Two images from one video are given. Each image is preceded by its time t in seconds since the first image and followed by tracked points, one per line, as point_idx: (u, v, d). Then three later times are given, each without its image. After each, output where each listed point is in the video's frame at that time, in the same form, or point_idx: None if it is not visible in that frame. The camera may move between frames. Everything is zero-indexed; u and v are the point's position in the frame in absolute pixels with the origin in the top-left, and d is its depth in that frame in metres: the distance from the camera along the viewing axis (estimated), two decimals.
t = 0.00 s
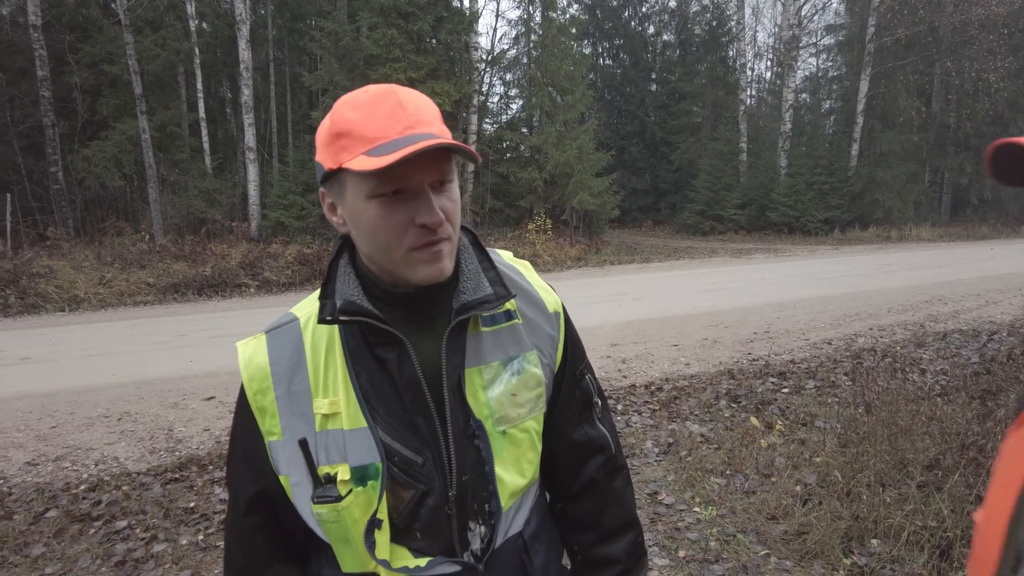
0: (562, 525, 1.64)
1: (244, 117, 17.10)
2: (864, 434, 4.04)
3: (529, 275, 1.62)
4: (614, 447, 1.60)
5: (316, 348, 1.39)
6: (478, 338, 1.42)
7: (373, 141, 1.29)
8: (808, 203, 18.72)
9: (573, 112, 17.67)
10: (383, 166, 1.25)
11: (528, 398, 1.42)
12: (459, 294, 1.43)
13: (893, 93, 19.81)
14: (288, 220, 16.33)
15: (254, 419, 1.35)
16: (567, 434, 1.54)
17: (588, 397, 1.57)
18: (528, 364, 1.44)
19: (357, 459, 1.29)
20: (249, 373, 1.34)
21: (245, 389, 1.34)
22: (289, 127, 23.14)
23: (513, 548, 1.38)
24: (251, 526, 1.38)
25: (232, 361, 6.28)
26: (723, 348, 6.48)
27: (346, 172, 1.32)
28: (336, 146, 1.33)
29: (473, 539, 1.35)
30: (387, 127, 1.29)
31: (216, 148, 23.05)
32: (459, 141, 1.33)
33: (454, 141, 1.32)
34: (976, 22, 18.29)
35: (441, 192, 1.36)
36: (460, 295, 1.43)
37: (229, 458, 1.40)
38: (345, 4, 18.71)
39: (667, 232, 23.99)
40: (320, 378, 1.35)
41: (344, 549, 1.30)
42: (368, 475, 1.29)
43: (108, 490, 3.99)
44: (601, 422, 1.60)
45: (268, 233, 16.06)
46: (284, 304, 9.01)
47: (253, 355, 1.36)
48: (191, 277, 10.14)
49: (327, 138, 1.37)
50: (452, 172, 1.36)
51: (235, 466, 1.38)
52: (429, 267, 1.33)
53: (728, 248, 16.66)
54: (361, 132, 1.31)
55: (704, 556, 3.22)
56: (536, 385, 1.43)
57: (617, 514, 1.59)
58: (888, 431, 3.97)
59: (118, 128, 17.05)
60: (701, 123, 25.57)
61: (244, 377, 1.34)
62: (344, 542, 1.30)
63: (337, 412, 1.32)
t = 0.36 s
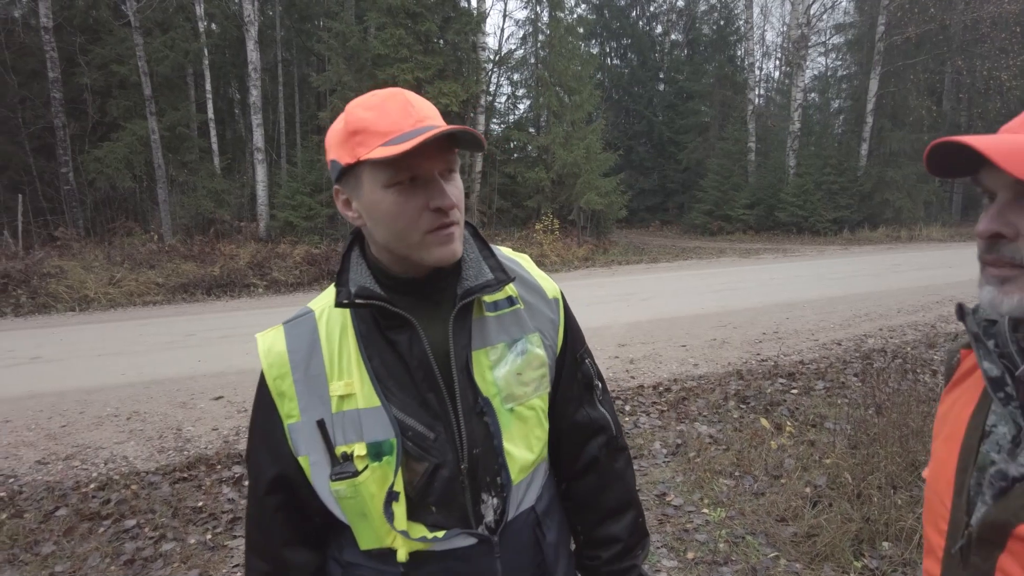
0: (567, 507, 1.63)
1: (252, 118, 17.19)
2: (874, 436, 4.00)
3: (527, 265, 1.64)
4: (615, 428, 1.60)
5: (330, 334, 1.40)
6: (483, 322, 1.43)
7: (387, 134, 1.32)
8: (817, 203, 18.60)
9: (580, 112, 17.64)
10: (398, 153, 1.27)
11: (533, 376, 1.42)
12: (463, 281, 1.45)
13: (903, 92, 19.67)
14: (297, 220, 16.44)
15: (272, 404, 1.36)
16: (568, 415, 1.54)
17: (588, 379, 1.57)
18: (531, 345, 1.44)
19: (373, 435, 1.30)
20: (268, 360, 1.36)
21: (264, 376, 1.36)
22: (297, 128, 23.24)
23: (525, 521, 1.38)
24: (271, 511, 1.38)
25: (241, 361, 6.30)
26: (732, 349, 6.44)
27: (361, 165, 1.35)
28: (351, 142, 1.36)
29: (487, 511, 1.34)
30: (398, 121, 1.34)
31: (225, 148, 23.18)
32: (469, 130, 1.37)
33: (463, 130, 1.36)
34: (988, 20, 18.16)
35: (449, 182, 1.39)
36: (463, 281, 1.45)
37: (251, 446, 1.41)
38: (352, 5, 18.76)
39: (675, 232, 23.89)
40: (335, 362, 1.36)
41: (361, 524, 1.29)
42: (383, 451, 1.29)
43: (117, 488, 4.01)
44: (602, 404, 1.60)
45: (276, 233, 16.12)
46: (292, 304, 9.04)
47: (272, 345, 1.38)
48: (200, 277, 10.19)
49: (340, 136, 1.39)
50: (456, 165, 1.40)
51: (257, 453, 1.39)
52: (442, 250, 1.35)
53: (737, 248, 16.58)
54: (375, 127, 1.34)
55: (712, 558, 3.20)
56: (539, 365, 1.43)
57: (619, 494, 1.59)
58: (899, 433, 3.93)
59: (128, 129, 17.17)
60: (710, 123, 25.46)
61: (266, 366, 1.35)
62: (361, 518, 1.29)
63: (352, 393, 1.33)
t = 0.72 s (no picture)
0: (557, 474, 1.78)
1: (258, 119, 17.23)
2: (881, 437, 3.98)
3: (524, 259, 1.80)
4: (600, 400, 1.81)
5: (368, 316, 1.41)
6: (504, 308, 1.53)
7: (430, 134, 1.37)
8: (823, 203, 18.51)
9: (585, 112, 17.58)
10: (444, 152, 1.33)
11: (545, 355, 1.57)
12: (488, 268, 1.56)
13: (910, 91, 19.55)
14: (301, 220, 16.46)
15: (311, 384, 1.34)
16: (568, 388, 1.71)
17: (580, 358, 1.76)
18: (544, 327, 1.59)
19: (417, 410, 1.33)
20: (310, 342, 1.33)
21: (305, 356, 1.33)
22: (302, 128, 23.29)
23: (543, 483, 1.51)
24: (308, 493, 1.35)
25: (246, 361, 6.31)
26: (738, 349, 6.41)
27: (403, 162, 1.39)
28: (394, 140, 1.40)
29: (516, 476, 1.43)
30: (439, 123, 1.40)
31: (230, 148, 23.25)
32: (503, 133, 1.46)
33: (498, 133, 1.44)
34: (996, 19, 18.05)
35: (480, 180, 1.46)
36: (488, 269, 1.56)
37: (283, 429, 1.37)
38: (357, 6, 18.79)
39: (680, 232, 23.80)
40: (375, 343, 1.37)
41: (407, 495, 1.31)
42: (427, 424, 1.33)
43: (122, 488, 4.02)
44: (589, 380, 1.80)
45: (281, 233, 16.13)
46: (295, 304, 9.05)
47: (310, 327, 1.35)
48: (205, 277, 10.21)
49: (381, 134, 1.43)
50: (487, 165, 1.48)
51: (293, 435, 1.36)
52: (474, 242, 1.41)
53: (742, 248, 16.56)
54: (417, 127, 1.39)
55: (719, 560, 3.18)
56: (551, 345, 1.59)
57: (603, 460, 1.78)
58: (907, 434, 3.90)
59: (134, 129, 17.23)
60: (715, 123, 25.36)
61: (307, 349, 1.33)
62: (408, 487, 1.31)
63: (394, 371, 1.35)
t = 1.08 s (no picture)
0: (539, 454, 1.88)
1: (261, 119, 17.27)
2: (886, 438, 3.97)
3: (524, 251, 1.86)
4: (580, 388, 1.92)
5: (391, 292, 1.40)
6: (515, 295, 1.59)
7: (466, 127, 1.39)
8: (826, 203, 18.48)
9: (588, 112, 17.56)
10: (479, 145, 1.35)
11: (546, 341, 1.64)
12: (502, 255, 1.59)
13: (913, 91, 19.52)
14: (303, 220, 16.46)
15: (337, 353, 1.33)
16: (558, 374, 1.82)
17: (567, 346, 1.86)
18: (545, 316, 1.67)
19: (439, 382, 1.36)
20: (339, 313, 1.32)
21: (333, 327, 1.32)
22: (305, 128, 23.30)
23: (542, 460, 1.59)
24: (323, 460, 1.34)
25: (248, 361, 6.31)
26: (741, 350, 6.39)
27: (436, 150, 1.40)
28: (430, 129, 1.41)
29: (522, 450, 1.50)
30: (475, 118, 1.41)
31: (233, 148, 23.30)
32: (533, 134, 1.48)
33: (529, 133, 1.47)
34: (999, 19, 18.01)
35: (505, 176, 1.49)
36: (502, 256, 1.60)
37: (301, 394, 1.35)
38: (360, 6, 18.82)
39: (682, 233, 23.75)
40: (400, 318, 1.38)
41: (425, 463, 1.34)
42: (447, 397, 1.36)
43: (125, 488, 4.02)
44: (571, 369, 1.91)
45: (283, 233, 16.13)
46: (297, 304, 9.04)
47: (339, 298, 1.34)
48: (207, 277, 10.22)
49: (419, 121, 1.44)
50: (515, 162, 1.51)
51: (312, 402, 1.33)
52: (493, 233, 1.44)
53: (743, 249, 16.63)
54: (454, 120, 1.40)
55: (724, 560, 3.17)
56: (550, 332, 1.67)
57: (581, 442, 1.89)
58: (912, 434, 3.89)
59: (137, 129, 17.24)
60: (718, 123, 25.30)
61: (336, 319, 1.32)
62: (427, 458, 1.33)
63: (417, 346, 1.37)
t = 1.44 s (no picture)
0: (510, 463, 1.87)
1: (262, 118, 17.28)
2: (889, 438, 3.98)
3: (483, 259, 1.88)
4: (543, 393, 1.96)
5: (386, 304, 1.35)
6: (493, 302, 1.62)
7: (447, 133, 1.39)
8: (826, 204, 18.49)
9: (589, 112, 17.57)
10: (464, 151, 1.36)
11: (523, 348, 1.68)
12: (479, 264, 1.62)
13: (914, 92, 19.53)
14: (304, 220, 16.45)
15: (341, 371, 1.25)
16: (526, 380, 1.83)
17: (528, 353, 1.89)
18: (519, 323, 1.70)
19: (447, 393, 1.33)
20: (340, 328, 1.25)
21: (335, 344, 1.24)
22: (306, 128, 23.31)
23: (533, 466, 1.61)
24: (346, 490, 1.24)
25: (250, 361, 6.32)
26: (744, 350, 6.39)
27: (416, 157, 1.39)
28: (409, 135, 1.40)
29: (521, 457, 1.51)
30: (456, 124, 1.42)
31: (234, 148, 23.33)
32: (511, 140, 1.51)
33: (507, 140, 1.49)
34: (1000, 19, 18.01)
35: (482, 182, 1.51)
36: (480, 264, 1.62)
37: (296, 423, 1.23)
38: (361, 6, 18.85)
39: (683, 233, 23.74)
40: (399, 330, 1.33)
41: (440, 478, 1.31)
42: (454, 407, 1.34)
43: (130, 487, 4.03)
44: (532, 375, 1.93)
45: (284, 233, 16.13)
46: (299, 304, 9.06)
47: (337, 313, 1.26)
48: (208, 277, 10.23)
49: (397, 128, 1.42)
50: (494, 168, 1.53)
51: (318, 430, 1.22)
52: (473, 240, 1.46)
53: (745, 249, 16.64)
54: (434, 125, 1.40)
55: (729, 560, 3.18)
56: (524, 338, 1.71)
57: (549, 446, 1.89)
58: (915, 434, 3.90)
59: (138, 128, 17.25)
60: (719, 123, 25.32)
61: (337, 334, 1.24)
62: (440, 472, 1.31)
63: (420, 357, 1.33)
